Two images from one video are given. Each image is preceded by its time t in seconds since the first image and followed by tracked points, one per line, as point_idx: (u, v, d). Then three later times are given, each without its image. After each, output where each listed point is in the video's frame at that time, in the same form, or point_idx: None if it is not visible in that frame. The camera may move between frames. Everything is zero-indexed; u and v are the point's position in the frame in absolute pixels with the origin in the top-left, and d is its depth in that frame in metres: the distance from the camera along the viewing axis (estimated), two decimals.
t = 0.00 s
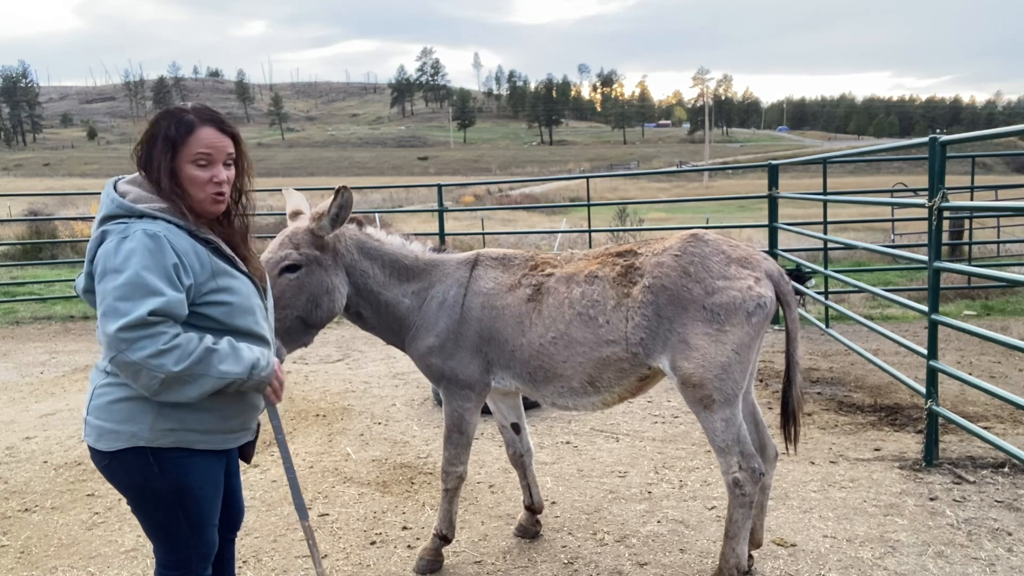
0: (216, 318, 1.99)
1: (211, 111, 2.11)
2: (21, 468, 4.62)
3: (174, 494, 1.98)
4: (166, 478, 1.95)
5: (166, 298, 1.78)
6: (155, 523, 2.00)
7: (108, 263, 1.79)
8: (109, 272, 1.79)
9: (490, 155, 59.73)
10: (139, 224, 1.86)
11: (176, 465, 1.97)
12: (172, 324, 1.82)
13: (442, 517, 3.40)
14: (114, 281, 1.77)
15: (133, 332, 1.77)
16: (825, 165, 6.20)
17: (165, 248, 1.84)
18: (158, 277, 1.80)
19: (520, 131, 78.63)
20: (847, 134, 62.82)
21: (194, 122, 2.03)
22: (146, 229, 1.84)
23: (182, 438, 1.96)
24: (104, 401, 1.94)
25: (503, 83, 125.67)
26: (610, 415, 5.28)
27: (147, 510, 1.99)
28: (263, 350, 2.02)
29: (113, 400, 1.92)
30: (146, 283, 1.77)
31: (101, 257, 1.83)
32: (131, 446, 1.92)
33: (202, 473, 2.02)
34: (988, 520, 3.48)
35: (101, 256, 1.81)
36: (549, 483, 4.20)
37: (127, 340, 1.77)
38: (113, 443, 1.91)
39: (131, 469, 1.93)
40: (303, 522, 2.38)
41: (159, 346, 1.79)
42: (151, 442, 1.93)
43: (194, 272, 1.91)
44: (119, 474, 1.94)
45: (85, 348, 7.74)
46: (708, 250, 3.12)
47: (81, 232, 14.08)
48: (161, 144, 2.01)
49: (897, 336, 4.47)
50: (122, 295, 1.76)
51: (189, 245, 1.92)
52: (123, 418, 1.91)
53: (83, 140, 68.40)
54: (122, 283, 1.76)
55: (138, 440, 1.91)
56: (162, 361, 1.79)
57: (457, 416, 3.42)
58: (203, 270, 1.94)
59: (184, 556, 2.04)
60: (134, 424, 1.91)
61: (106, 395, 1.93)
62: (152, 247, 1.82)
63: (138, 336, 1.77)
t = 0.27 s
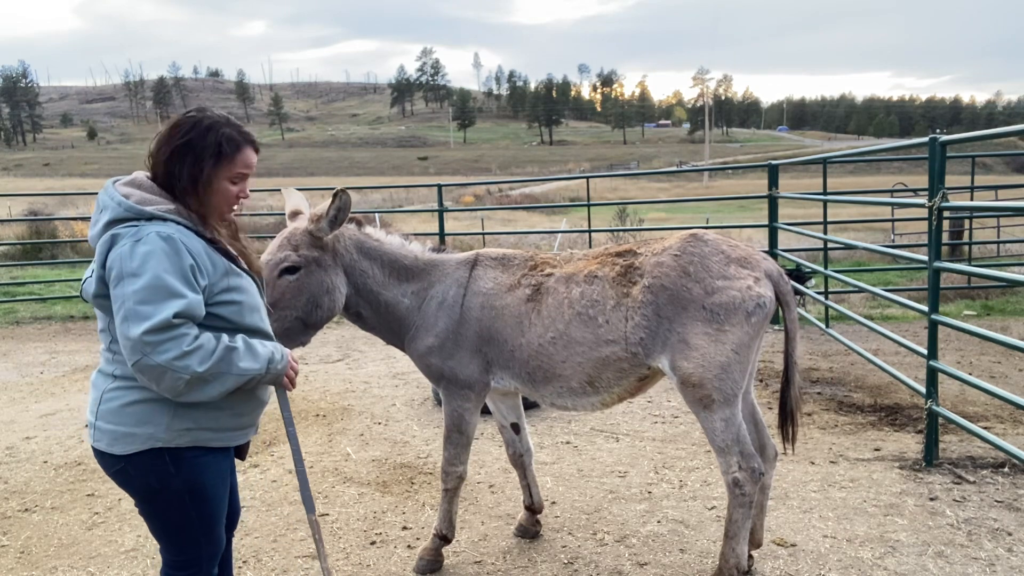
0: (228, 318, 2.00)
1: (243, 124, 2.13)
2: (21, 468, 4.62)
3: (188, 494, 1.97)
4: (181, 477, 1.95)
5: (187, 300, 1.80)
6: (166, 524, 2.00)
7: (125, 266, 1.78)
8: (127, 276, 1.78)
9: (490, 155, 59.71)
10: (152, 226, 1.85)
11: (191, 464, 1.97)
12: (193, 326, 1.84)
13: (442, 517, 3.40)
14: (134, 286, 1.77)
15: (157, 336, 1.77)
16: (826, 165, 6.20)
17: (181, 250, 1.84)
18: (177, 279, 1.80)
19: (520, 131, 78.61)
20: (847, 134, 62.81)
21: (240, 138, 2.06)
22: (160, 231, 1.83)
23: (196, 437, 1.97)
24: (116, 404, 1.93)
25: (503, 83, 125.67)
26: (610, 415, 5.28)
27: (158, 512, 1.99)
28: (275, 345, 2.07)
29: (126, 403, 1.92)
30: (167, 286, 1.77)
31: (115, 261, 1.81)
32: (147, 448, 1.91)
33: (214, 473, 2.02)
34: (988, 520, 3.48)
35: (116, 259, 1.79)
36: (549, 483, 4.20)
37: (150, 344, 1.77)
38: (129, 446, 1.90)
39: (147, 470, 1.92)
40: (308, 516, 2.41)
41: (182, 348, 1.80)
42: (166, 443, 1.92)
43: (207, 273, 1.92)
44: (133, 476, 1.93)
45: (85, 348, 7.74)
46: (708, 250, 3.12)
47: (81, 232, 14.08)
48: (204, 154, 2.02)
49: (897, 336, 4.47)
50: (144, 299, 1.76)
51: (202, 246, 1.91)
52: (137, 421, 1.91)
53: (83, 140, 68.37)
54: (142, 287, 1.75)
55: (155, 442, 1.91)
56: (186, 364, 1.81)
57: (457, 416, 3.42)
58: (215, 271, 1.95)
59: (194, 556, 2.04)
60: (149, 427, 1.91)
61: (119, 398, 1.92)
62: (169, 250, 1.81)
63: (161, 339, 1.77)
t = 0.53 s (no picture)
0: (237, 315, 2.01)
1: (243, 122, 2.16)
2: (21, 468, 4.62)
3: (197, 492, 1.98)
4: (192, 476, 1.95)
5: (204, 296, 1.81)
6: (172, 524, 2.00)
7: (140, 266, 1.77)
8: (143, 275, 1.77)
9: (490, 155, 59.69)
10: (162, 225, 1.85)
11: (201, 463, 1.97)
12: (209, 322, 1.85)
13: (442, 517, 3.40)
14: (151, 284, 1.77)
15: (176, 333, 1.77)
16: (826, 165, 6.20)
17: (194, 248, 1.84)
18: (193, 276, 1.81)
19: (520, 131, 78.60)
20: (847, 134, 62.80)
21: (248, 137, 2.10)
22: (172, 230, 1.83)
23: (207, 435, 1.97)
24: (126, 404, 1.92)
25: (503, 83, 125.66)
26: (610, 415, 5.28)
27: (166, 512, 1.99)
28: (282, 340, 2.09)
29: (136, 403, 1.91)
30: (184, 283, 1.78)
31: (127, 260, 1.80)
32: (159, 447, 1.91)
33: (222, 472, 2.02)
34: (988, 520, 3.48)
35: (129, 259, 1.78)
36: (549, 483, 4.20)
37: (169, 342, 1.77)
38: (140, 446, 1.90)
39: (158, 470, 1.92)
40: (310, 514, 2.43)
41: (201, 345, 1.81)
42: (178, 442, 1.93)
43: (218, 271, 1.92)
44: (143, 476, 1.93)
45: (85, 348, 7.74)
46: (707, 250, 3.12)
47: (81, 232, 14.08)
48: (218, 152, 2.04)
49: (896, 336, 4.47)
50: (162, 296, 1.76)
51: (212, 244, 1.92)
52: (149, 420, 1.91)
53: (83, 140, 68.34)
54: (160, 284, 1.76)
55: (168, 441, 1.92)
56: (205, 359, 1.82)
57: (457, 416, 3.42)
58: (224, 269, 1.95)
59: (199, 556, 2.05)
60: (162, 426, 1.91)
61: (129, 399, 1.92)
62: (182, 248, 1.82)
63: (181, 335, 1.78)
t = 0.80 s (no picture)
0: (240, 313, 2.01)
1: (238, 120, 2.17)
2: (21, 468, 4.62)
3: (199, 491, 1.98)
4: (194, 474, 1.95)
5: (209, 293, 1.81)
6: (173, 523, 2.00)
7: (145, 263, 1.77)
8: (148, 273, 1.77)
9: (490, 155, 59.68)
10: (166, 223, 1.85)
11: (204, 461, 1.97)
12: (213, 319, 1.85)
13: (442, 516, 3.40)
14: (156, 281, 1.77)
15: (182, 330, 1.77)
16: (826, 165, 6.20)
17: (198, 246, 1.85)
18: (198, 274, 1.81)
19: (520, 131, 78.59)
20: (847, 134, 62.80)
21: (245, 134, 2.11)
22: (176, 228, 1.84)
23: (210, 434, 1.97)
24: (128, 403, 1.91)
25: (502, 83, 125.66)
26: (610, 415, 5.28)
27: (167, 511, 1.99)
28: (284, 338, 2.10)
29: (139, 401, 1.91)
30: (190, 280, 1.78)
31: (132, 258, 1.80)
32: (161, 447, 1.91)
33: (223, 471, 2.02)
34: (988, 520, 3.48)
35: (134, 257, 1.78)
36: (549, 483, 4.20)
37: (174, 339, 1.77)
38: (143, 445, 1.90)
39: (160, 469, 1.92)
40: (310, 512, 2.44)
41: (207, 341, 1.81)
42: (181, 441, 1.93)
43: (221, 269, 1.93)
44: (145, 475, 1.92)
45: (85, 348, 7.74)
46: (707, 250, 3.12)
47: (81, 232, 14.08)
48: (218, 148, 2.04)
49: (897, 336, 4.47)
50: (167, 293, 1.76)
51: (214, 241, 1.92)
52: (152, 419, 1.90)
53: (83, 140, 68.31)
54: (166, 282, 1.76)
55: (171, 439, 1.92)
56: (210, 356, 1.82)
57: (457, 417, 3.43)
58: (227, 267, 1.96)
59: (200, 555, 2.05)
60: (165, 424, 1.91)
61: (131, 397, 1.91)
62: (187, 245, 1.82)
63: (187, 332, 1.78)
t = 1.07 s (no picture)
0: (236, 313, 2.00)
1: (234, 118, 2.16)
2: (21, 468, 4.62)
3: (196, 490, 1.98)
4: (191, 473, 1.95)
5: (204, 293, 1.81)
6: (170, 521, 2.00)
7: (140, 263, 1.77)
8: (142, 272, 1.77)
9: (490, 155, 59.68)
10: (162, 222, 1.85)
11: (201, 461, 1.97)
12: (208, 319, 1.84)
13: (442, 516, 3.40)
14: (149, 282, 1.77)
15: (175, 330, 1.77)
16: (826, 165, 6.20)
17: (192, 245, 1.84)
18: (192, 273, 1.81)
19: (520, 131, 78.57)
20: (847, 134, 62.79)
21: (239, 131, 2.10)
22: (171, 227, 1.83)
23: (207, 433, 1.98)
24: (124, 402, 1.92)
25: (502, 83, 125.65)
26: (610, 415, 5.28)
27: (165, 510, 1.99)
28: (281, 338, 2.09)
29: (135, 400, 1.91)
30: (184, 279, 1.78)
31: (126, 257, 1.80)
32: (157, 445, 1.91)
33: (221, 470, 2.02)
34: (988, 520, 3.48)
35: (129, 256, 1.78)
36: (549, 483, 4.20)
37: (169, 337, 1.77)
38: (139, 444, 1.90)
39: (157, 468, 1.92)
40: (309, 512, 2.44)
41: (201, 341, 1.81)
42: (177, 439, 1.93)
43: (217, 268, 1.92)
44: (142, 474, 1.93)
45: (85, 348, 7.74)
46: (707, 250, 3.12)
47: (81, 231, 14.08)
48: (210, 146, 2.03)
49: (896, 336, 4.47)
50: (161, 294, 1.76)
51: (210, 240, 1.92)
52: (149, 417, 1.91)
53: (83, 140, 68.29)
54: (160, 281, 1.76)
55: (168, 438, 1.92)
56: (204, 356, 1.82)
57: (457, 416, 3.43)
58: (222, 266, 1.95)
59: (197, 554, 2.05)
60: (161, 423, 1.91)
61: (128, 396, 1.91)
62: (182, 245, 1.82)
63: (182, 332, 1.77)
